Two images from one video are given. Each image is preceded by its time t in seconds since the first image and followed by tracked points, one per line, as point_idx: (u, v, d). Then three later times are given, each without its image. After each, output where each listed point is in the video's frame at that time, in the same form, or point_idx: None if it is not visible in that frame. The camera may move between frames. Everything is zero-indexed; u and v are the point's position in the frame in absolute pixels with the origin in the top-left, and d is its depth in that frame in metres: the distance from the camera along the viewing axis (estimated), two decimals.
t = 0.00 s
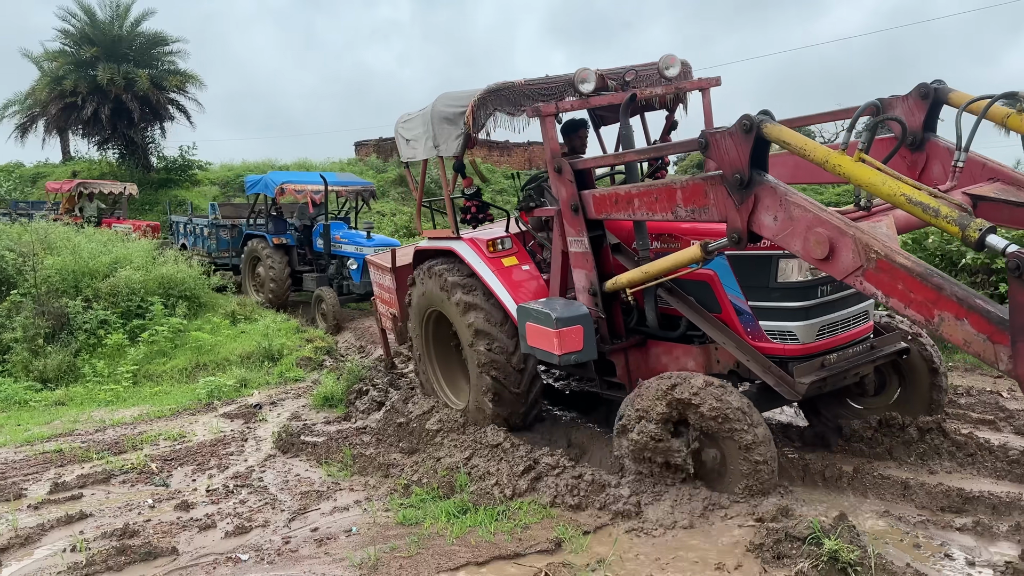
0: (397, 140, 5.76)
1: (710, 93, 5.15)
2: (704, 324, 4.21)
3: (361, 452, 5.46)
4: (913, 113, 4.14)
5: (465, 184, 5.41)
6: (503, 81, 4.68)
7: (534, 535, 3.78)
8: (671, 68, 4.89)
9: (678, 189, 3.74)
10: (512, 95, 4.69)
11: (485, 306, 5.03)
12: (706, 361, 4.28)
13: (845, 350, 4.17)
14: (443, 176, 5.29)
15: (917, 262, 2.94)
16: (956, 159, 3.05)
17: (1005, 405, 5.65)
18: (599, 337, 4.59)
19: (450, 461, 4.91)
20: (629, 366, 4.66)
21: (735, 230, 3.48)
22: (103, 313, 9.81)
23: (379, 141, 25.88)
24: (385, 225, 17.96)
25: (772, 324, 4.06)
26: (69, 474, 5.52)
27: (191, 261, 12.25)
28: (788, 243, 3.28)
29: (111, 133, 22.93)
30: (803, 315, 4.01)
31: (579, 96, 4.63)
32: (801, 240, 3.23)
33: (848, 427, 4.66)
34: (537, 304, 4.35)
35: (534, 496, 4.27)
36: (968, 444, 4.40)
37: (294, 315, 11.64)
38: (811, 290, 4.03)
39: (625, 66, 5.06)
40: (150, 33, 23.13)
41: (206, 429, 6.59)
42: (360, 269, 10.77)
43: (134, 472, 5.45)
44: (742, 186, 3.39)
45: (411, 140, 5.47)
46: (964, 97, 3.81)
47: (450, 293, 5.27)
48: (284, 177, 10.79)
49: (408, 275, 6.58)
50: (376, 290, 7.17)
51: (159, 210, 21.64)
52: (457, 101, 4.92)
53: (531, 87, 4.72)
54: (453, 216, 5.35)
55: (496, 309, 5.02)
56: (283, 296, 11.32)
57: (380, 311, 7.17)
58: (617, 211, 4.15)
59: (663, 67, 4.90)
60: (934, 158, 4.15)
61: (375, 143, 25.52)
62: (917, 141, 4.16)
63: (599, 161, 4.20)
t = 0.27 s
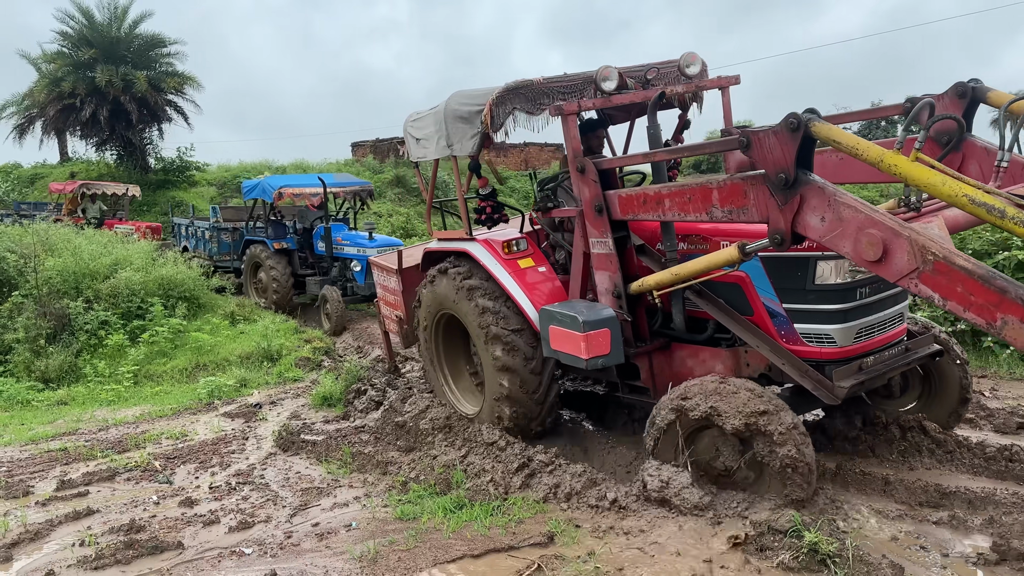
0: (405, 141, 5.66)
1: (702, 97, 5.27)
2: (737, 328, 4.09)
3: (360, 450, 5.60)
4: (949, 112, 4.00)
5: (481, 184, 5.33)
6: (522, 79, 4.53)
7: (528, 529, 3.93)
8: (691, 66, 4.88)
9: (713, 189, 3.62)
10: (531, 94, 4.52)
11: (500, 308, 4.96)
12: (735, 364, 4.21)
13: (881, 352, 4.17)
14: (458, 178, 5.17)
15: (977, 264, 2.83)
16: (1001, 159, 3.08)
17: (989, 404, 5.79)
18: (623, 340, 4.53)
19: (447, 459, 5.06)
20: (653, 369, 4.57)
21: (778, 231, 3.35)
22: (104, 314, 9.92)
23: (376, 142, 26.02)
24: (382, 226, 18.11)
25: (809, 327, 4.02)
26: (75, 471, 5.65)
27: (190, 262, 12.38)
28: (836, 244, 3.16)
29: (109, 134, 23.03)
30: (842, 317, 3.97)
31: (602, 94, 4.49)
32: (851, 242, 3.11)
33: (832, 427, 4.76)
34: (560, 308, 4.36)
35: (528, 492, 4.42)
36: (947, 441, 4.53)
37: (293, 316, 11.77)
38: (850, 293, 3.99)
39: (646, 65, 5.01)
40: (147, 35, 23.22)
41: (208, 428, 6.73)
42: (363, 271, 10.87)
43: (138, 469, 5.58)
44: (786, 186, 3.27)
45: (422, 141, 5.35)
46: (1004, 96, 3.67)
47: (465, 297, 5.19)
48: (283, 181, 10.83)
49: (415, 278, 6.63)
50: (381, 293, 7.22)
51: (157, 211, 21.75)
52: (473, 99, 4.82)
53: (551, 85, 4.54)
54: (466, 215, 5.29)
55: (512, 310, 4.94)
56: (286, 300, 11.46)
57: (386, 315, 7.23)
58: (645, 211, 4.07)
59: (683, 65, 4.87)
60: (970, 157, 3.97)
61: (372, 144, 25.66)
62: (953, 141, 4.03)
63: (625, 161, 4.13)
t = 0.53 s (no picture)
0: (415, 140, 5.55)
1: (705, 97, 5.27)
2: (776, 327, 4.02)
3: (354, 451, 5.68)
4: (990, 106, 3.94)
5: (496, 184, 5.29)
6: (540, 75, 4.46)
7: (517, 528, 4.00)
8: (713, 62, 4.68)
9: (756, 185, 3.50)
10: (550, 90, 4.47)
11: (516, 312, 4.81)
12: (770, 365, 4.11)
13: (925, 351, 4.12)
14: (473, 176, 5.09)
15: None
16: None
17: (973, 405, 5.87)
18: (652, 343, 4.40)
19: (438, 459, 5.15)
20: (683, 374, 4.41)
21: (829, 227, 3.25)
22: (102, 315, 9.99)
23: (373, 143, 26.11)
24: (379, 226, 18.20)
25: (853, 326, 3.97)
26: (73, 471, 5.73)
27: (188, 263, 12.45)
28: (894, 239, 3.08)
29: (107, 135, 23.10)
30: (888, 315, 3.92)
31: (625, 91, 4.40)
32: (911, 237, 3.03)
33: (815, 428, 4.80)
34: (586, 310, 4.25)
35: (518, 491, 4.50)
36: (928, 441, 4.58)
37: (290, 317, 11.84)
38: (896, 290, 3.93)
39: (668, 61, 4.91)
40: (146, 36, 23.28)
41: (205, 429, 6.81)
42: (366, 272, 10.89)
43: (136, 469, 5.66)
44: (839, 179, 3.19)
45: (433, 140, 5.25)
46: None
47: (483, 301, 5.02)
48: (283, 183, 10.86)
49: (421, 284, 6.56)
50: (383, 297, 7.14)
51: (155, 212, 21.83)
52: (488, 97, 4.73)
53: (570, 81, 4.50)
54: (481, 217, 5.17)
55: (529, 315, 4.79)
56: (291, 301, 11.38)
57: (387, 320, 7.17)
58: (677, 210, 3.94)
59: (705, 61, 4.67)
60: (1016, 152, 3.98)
61: (370, 145, 25.75)
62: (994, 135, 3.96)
63: (653, 158, 4.00)
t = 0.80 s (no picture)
0: (428, 137, 5.44)
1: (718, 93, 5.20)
2: (827, 329, 3.94)
3: (346, 450, 5.74)
4: None
5: (518, 183, 5.01)
6: (568, 69, 4.43)
7: (503, 525, 4.06)
8: (745, 54, 4.54)
9: (813, 181, 3.47)
10: (577, 84, 4.43)
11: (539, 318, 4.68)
12: (817, 369, 4.05)
13: (983, 352, 3.94)
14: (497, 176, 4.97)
15: None
16: None
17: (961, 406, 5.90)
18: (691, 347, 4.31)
19: (427, 458, 5.22)
20: (721, 378, 4.37)
21: (897, 224, 3.19)
22: (100, 315, 10.06)
23: (373, 143, 26.17)
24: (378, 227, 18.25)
25: (910, 329, 3.83)
26: (69, 469, 5.80)
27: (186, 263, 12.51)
28: (971, 237, 3.02)
29: (107, 135, 23.19)
30: (948, 317, 3.77)
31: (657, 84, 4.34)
32: (991, 234, 2.97)
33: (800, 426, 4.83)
34: (623, 314, 4.10)
35: (505, 490, 4.56)
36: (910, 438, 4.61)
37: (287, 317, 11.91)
38: (957, 290, 3.77)
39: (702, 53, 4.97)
40: (146, 37, 23.35)
41: (200, 427, 6.87)
42: (363, 274, 10.76)
43: (131, 468, 5.73)
44: (910, 175, 3.11)
45: (450, 136, 5.14)
46: None
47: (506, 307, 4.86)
48: (286, 184, 10.83)
49: (433, 289, 6.42)
50: (388, 302, 6.99)
51: (155, 212, 21.92)
52: (512, 92, 4.64)
53: (597, 75, 4.47)
54: (502, 217, 5.01)
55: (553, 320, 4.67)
56: (293, 303, 11.25)
57: (392, 325, 7.02)
58: (723, 209, 3.91)
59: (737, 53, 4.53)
60: None
61: (370, 145, 25.82)
62: None
63: (694, 154, 3.95)
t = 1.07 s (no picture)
0: (449, 130, 5.30)
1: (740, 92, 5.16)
2: (890, 328, 3.79)
3: (337, 448, 5.80)
4: None
5: (550, 176, 4.82)
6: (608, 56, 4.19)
7: (487, 522, 4.12)
8: (787, 46, 4.45)
9: (885, 169, 3.30)
10: (618, 73, 4.20)
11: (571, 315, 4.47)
12: (873, 371, 3.93)
13: None
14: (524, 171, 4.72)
15: None
16: None
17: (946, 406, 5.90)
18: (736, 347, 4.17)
19: (416, 456, 5.28)
20: (768, 380, 4.22)
21: (981, 212, 3.07)
22: (98, 313, 10.13)
23: (373, 144, 26.25)
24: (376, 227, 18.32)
25: (977, 327, 3.76)
26: (63, 466, 5.86)
27: (184, 263, 12.58)
28: None
29: (107, 135, 23.28)
30: (1017, 313, 3.71)
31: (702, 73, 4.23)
32: None
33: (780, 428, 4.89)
34: (671, 311, 3.94)
35: (491, 487, 4.63)
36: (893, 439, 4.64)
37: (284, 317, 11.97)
38: None
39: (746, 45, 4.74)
40: (146, 37, 23.43)
41: (194, 426, 6.94)
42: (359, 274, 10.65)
43: (124, 465, 5.79)
44: (998, 160, 2.99)
45: (474, 129, 5.00)
46: None
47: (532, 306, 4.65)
48: (288, 184, 10.88)
49: (448, 290, 6.18)
50: (398, 304, 6.75)
51: (154, 212, 22.00)
52: (542, 82, 4.48)
53: (637, 64, 4.25)
54: (531, 212, 4.80)
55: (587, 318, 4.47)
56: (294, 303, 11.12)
57: (402, 329, 6.78)
58: (777, 199, 3.74)
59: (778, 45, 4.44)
60: None
61: (370, 146, 25.91)
62: None
63: (747, 143, 3.78)
